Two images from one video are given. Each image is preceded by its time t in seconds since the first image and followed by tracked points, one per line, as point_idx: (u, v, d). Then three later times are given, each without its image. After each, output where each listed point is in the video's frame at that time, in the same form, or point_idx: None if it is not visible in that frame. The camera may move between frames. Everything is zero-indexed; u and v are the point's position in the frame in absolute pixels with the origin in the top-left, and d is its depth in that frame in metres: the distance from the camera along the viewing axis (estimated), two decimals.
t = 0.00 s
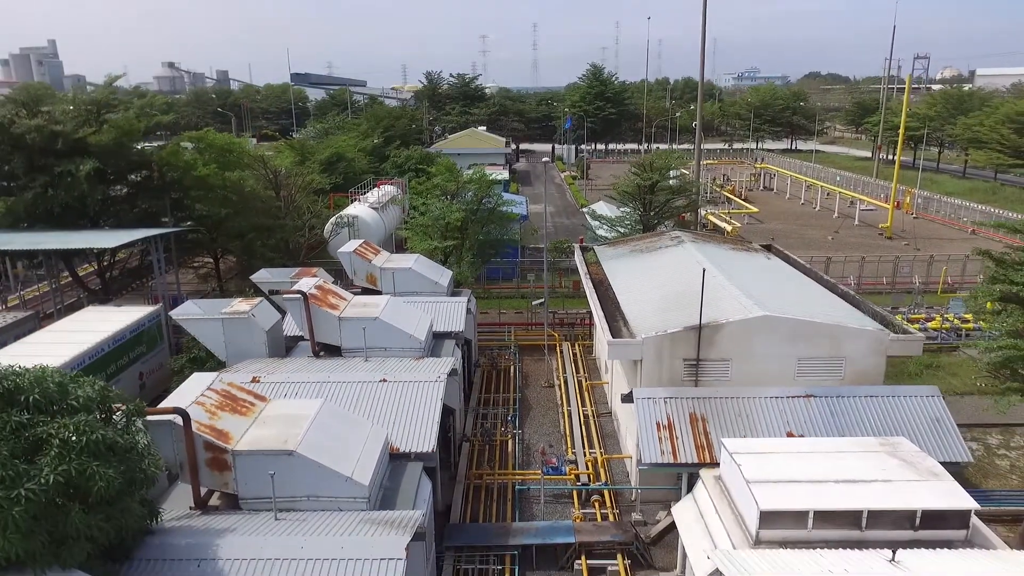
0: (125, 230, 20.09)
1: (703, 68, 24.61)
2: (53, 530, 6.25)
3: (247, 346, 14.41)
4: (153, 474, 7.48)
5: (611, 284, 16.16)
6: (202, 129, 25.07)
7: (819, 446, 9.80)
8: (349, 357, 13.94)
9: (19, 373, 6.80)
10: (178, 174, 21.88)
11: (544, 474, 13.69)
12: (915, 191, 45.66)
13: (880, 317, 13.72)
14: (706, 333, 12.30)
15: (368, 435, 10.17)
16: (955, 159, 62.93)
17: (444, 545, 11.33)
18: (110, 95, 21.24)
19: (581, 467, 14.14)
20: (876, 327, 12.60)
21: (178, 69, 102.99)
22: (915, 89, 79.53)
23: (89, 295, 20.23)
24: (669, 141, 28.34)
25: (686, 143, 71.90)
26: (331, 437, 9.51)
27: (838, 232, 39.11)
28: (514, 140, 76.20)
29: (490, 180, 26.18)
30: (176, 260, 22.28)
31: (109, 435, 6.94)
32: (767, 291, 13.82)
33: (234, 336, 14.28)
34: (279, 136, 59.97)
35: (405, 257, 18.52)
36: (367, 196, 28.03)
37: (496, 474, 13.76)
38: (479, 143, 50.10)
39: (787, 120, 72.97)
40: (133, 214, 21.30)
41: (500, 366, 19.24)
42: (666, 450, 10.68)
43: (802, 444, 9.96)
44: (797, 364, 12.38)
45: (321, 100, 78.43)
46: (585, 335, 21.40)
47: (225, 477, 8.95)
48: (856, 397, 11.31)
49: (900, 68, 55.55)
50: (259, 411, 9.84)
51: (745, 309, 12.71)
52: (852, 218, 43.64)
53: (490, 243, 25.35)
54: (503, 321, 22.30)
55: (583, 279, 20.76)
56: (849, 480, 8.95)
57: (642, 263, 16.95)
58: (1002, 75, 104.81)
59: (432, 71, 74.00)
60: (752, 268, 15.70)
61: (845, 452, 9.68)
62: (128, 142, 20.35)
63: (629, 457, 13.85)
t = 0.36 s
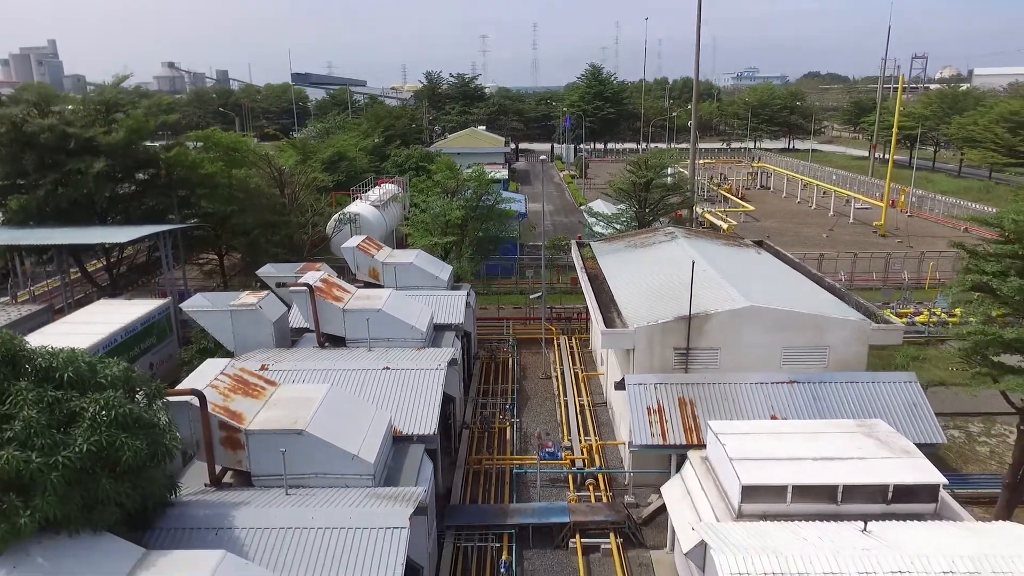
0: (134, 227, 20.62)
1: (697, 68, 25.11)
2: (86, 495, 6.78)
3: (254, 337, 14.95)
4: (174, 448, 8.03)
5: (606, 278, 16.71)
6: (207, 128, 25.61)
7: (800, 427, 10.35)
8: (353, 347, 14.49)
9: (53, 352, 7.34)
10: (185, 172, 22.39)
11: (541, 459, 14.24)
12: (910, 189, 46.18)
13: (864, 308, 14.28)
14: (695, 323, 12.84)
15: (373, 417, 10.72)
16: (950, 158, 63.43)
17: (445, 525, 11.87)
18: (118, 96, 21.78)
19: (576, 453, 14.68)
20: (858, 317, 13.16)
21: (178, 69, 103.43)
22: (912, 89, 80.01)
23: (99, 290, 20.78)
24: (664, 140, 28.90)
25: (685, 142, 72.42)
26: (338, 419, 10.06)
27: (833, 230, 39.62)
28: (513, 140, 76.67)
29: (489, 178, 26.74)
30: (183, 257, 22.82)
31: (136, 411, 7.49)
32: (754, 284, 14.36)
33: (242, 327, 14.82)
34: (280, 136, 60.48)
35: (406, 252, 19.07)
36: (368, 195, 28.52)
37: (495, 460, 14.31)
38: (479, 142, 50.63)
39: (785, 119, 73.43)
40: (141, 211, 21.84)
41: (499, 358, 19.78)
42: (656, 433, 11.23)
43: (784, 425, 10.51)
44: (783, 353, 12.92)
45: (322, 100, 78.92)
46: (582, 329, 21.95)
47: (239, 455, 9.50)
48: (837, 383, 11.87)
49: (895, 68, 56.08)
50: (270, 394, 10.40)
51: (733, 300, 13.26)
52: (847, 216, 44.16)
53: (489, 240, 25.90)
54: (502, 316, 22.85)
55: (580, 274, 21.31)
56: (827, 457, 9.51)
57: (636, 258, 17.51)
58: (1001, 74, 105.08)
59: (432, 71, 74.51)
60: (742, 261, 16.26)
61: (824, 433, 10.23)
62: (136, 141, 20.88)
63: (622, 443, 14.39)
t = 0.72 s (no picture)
0: (143, 223, 21.18)
1: (691, 69, 25.69)
2: (114, 465, 7.31)
3: (261, 328, 15.49)
4: (192, 425, 8.58)
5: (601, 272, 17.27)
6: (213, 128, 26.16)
7: (783, 410, 10.92)
8: (357, 337, 15.04)
9: (79, 334, 7.87)
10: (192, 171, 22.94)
11: (538, 445, 14.79)
12: (905, 188, 46.67)
13: (849, 300, 14.83)
14: (686, 313, 13.39)
15: (377, 402, 11.27)
16: (946, 157, 64.01)
17: (446, 505, 12.42)
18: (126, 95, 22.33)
19: (572, 439, 15.24)
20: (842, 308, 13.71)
21: (178, 70, 103.87)
22: (909, 89, 80.53)
23: (108, 285, 21.36)
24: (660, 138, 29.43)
25: (682, 142, 72.98)
26: (344, 401, 10.62)
27: (827, 228, 40.18)
28: (513, 139, 77.19)
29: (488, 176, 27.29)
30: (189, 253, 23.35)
31: (156, 389, 8.03)
32: (743, 277, 14.92)
33: (249, 318, 15.37)
34: (281, 136, 61.01)
35: (407, 247, 19.62)
36: (369, 193, 29.09)
37: (493, 446, 14.86)
38: (479, 142, 51.18)
39: (782, 119, 73.95)
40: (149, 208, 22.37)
41: (498, 351, 20.32)
42: (646, 417, 11.80)
43: (768, 409, 11.07)
44: (769, 343, 13.49)
45: (322, 100, 79.47)
46: (578, 323, 22.49)
47: (251, 435, 10.06)
48: (820, 370, 12.43)
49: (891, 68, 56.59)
50: (280, 379, 10.95)
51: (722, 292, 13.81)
52: (842, 214, 44.73)
53: (488, 237, 26.43)
54: (501, 311, 23.39)
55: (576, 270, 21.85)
56: (806, 437, 10.08)
57: (631, 253, 18.07)
58: (1000, 74, 105.34)
59: (431, 71, 75.06)
60: (731, 256, 16.81)
61: (804, 415, 10.80)
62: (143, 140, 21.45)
63: (616, 429, 14.94)
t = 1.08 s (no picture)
0: (153, 220, 21.71)
1: (689, 69, 26.16)
2: (139, 440, 7.82)
3: (269, 320, 16.02)
4: (209, 406, 9.10)
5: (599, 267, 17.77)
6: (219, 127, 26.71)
7: (771, 397, 11.42)
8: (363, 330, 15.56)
9: (104, 319, 8.34)
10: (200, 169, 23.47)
11: (537, 434, 15.28)
12: (902, 187, 47.06)
13: (839, 294, 15.32)
14: (680, 306, 13.89)
15: (382, 388, 11.77)
16: (944, 157, 64.45)
17: (448, 489, 12.92)
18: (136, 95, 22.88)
19: (570, 428, 15.74)
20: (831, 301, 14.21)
21: (181, 70, 104.50)
22: (908, 89, 80.80)
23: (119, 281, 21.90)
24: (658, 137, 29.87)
25: (683, 142, 73.48)
26: (351, 387, 11.12)
27: (825, 226, 40.66)
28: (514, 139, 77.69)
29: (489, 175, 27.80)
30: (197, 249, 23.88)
31: (176, 370, 8.51)
32: (736, 271, 15.40)
33: (258, 311, 15.90)
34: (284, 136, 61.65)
35: (410, 244, 20.14)
36: (372, 191, 29.63)
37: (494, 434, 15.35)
38: (480, 141, 51.70)
39: (782, 119, 74.39)
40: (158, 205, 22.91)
41: (498, 345, 20.80)
42: (641, 404, 12.31)
43: (756, 395, 11.57)
44: (760, 334, 13.98)
45: (325, 100, 80.09)
46: (578, 318, 22.98)
47: (263, 418, 10.56)
48: (808, 359, 12.93)
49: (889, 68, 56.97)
50: (290, 367, 11.42)
51: (715, 285, 14.29)
52: (840, 213, 45.20)
53: (489, 234, 26.94)
54: (502, 307, 23.88)
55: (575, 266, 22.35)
56: (792, 421, 10.58)
57: (628, 249, 18.57)
58: (1001, 74, 105.32)
59: (433, 71, 75.60)
60: (726, 251, 17.30)
61: (791, 401, 11.30)
62: (153, 139, 22.00)
63: (613, 419, 15.44)
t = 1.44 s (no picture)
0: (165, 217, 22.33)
1: (687, 70, 26.74)
2: (167, 415, 8.44)
3: (279, 312, 16.62)
4: (228, 386, 9.71)
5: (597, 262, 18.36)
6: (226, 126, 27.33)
7: (759, 382, 12.00)
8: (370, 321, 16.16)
9: (132, 303, 8.95)
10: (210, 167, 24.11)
11: (537, 421, 15.86)
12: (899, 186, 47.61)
13: (828, 287, 15.89)
14: (674, 297, 14.46)
15: (389, 374, 12.37)
16: (942, 157, 64.97)
17: (452, 472, 13.52)
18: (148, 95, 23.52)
19: (569, 416, 16.32)
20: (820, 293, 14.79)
21: (184, 70, 105.16)
22: (908, 89, 81.32)
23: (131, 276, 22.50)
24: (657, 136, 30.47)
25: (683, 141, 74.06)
26: (360, 372, 11.71)
27: (822, 224, 41.23)
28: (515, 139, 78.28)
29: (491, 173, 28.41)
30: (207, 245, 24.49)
31: (199, 352, 9.14)
32: (729, 265, 15.98)
33: (268, 303, 16.49)
34: (289, 135, 62.38)
35: (414, 239, 20.75)
36: (376, 189, 30.24)
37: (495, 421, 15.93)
38: (482, 141, 52.29)
39: (782, 119, 74.95)
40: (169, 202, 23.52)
41: (500, 338, 21.39)
42: (636, 389, 12.88)
43: (746, 380, 12.15)
44: (752, 324, 14.55)
45: (328, 100, 80.80)
46: (577, 312, 23.56)
47: (277, 400, 11.18)
48: (796, 348, 13.50)
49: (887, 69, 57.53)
50: (302, 354, 11.97)
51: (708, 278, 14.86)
52: (837, 212, 45.77)
53: (491, 231, 27.54)
54: (503, 302, 24.47)
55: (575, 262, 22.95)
56: (778, 404, 11.16)
57: (625, 244, 19.17)
58: (1001, 74, 105.60)
59: (435, 71, 76.28)
60: (720, 246, 17.87)
61: (778, 386, 11.88)
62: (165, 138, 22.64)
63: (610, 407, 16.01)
